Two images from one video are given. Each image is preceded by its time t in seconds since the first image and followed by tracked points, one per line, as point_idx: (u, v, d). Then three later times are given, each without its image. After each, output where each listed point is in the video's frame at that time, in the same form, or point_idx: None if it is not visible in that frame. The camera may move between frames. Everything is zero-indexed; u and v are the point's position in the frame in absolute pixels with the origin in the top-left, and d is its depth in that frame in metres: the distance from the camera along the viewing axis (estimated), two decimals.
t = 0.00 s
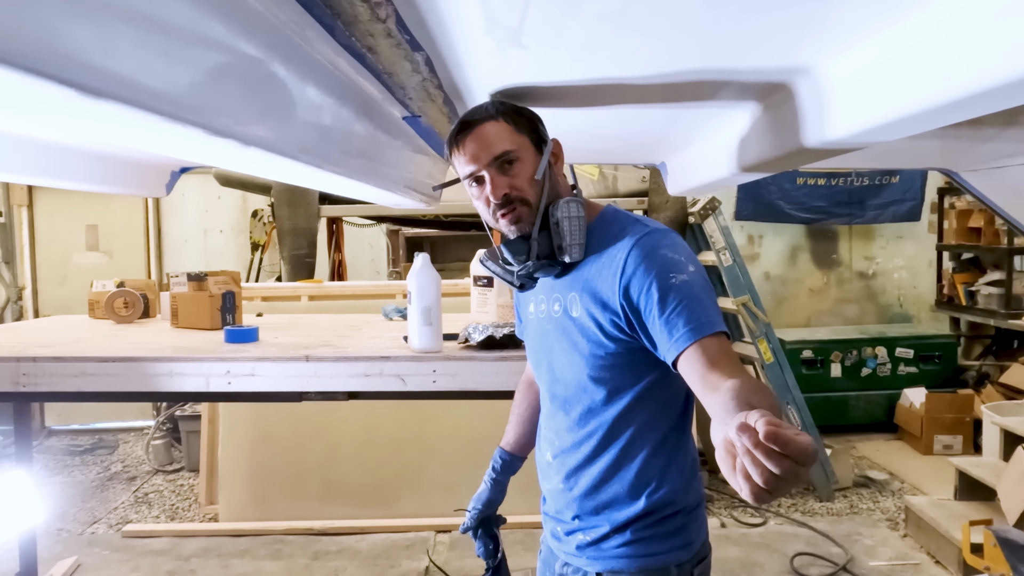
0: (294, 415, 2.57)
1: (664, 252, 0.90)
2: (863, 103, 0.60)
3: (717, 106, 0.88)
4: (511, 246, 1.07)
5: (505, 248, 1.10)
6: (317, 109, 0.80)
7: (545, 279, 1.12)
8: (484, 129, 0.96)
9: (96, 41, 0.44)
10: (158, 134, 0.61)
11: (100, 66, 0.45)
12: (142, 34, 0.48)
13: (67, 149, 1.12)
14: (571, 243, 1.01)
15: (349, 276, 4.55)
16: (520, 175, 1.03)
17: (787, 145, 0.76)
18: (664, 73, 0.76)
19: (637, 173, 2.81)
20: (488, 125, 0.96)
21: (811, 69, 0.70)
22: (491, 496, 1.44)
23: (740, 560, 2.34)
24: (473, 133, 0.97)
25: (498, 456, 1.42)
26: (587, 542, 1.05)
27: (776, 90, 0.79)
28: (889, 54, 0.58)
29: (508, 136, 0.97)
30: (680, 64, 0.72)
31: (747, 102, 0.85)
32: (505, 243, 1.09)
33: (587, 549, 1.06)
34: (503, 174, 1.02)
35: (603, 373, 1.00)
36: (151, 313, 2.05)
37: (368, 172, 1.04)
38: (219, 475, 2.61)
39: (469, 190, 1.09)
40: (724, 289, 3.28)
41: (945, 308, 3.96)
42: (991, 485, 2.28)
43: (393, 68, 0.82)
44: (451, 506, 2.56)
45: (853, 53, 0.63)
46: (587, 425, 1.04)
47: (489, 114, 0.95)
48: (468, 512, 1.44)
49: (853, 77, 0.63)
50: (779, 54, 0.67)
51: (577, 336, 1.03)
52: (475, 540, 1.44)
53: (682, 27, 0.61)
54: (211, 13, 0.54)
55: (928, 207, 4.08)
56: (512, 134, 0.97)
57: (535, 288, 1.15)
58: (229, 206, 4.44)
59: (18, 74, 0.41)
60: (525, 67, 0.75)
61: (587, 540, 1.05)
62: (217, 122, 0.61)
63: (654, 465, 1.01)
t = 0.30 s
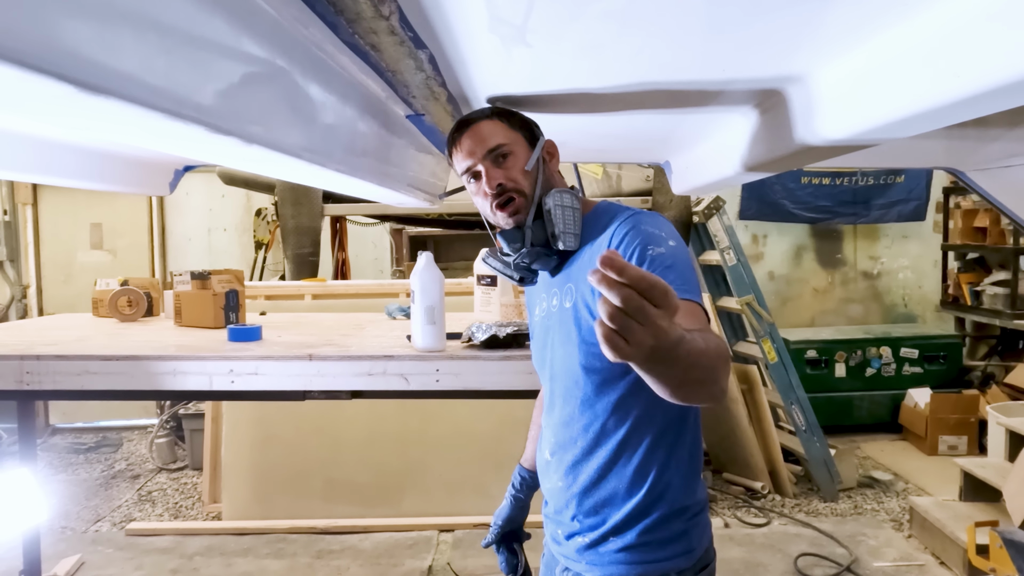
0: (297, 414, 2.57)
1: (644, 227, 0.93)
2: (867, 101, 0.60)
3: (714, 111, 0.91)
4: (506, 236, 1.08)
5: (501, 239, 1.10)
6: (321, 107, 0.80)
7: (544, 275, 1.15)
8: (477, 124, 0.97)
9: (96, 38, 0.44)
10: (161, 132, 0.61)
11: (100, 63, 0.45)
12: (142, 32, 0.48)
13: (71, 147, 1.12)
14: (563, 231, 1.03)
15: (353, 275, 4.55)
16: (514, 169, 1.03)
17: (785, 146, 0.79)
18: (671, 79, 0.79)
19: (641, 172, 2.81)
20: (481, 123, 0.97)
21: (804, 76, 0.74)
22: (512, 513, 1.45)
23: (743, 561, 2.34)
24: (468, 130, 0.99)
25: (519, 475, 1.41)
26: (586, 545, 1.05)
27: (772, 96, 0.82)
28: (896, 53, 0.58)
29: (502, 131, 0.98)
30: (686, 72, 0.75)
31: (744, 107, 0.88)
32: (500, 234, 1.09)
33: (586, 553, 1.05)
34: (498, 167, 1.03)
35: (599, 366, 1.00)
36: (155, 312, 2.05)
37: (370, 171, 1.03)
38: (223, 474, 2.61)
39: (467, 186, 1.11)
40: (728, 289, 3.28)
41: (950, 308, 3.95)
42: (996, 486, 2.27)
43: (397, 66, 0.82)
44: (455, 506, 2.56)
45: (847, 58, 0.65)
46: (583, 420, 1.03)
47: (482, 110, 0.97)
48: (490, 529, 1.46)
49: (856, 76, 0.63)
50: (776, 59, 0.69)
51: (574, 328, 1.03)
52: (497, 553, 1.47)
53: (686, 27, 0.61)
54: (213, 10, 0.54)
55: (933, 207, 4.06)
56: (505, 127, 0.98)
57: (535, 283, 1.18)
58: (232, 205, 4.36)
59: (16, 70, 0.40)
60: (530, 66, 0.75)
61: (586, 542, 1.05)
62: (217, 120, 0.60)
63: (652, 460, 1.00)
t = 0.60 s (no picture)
0: (299, 412, 2.57)
1: (634, 205, 0.97)
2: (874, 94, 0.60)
3: (713, 109, 0.92)
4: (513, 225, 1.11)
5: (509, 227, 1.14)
6: (322, 103, 0.80)
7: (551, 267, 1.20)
8: (486, 119, 0.97)
9: (91, 31, 0.44)
10: (158, 128, 0.60)
11: (97, 56, 0.45)
12: (139, 26, 0.48)
13: (71, 143, 1.12)
14: (570, 220, 1.04)
15: (355, 272, 4.55)
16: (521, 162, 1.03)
17: (784, 143, 0.80)
18: (674, 78, 0.79)
19: (643, 169, 2.80)
20: (491, 118, 0.96)
21: (801, 75, 0.74)
22: (524, 521, 1.45)
23: (745, 559, 2.33)
24: (476, 125, 0.98)
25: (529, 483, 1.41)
26: (588, 541, 1.05)
27: (771, 94, 0.82)
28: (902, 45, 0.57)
29: (511, 125, 0.98)
30: (688, 71, 0.76)
31: (743, 106, 0.88)
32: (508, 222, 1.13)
33: (587, 550, 1.05)
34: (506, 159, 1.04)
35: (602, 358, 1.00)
36: (156, 309, 2.05)
37: (372, 167, 1.03)
38: (224, 471, 2.61)
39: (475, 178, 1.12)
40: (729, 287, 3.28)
41: (953, 306, 3.95)
42: (999, 485, 2.27)
43: (397, 62, 0.81)
44: (457, 503, 2.57)
45: (843, 59, 0.66)
46: (584, 412, 1.03)
47: (491, 106, 0.96)
48: (504, 536, 1.46)
49: (857, 73, 0.63)
50: (773, 60, 0.69)
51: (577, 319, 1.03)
52: (511, 559, 1.48)
53: (688, 23, 0.61)
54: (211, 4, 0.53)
55: (936, 205, 4.06)
56: (514, 122, 0.98)
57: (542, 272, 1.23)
58: (235, 202, 4.41)
59: (12, 64, 0.40)
60: (531, 62, 0.75)
61: (587, 538, 1.05)
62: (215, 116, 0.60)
63: (654, 453, 1.00)
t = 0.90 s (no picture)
0: (300, 408, 2.57)
1: (635, 204, 0.96)
2: (876, 91, 0.60)
3: (715, 105, 0.92)
4: (513, 218, 1.10)
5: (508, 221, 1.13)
6: (321, 98, 0.79)
7: (550, 262, 1.18)
8: (489, 109, 0.97)
9: (92, 26, 0.44)
10: (158, 123, 0.60)
11: (95, 50, 0.44)
12: (137, 20, 0.47)
13: (71, 140, 1.12)
14: (570, 215, 1.03)
15: (357, 269, 4.55)
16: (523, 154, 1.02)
17: (788, 139, 0.79)
18: (676, 74, 0.79)
19: (645, 165, 2.80)
20: (494, 109, 0.97)
21: (802, 71, 0.74)
22: (516, 514, 1.45)
23: (746, 556, 2.33)
24: (480, 115, 0.99)
25: (525, 475, 1.41)
26: (586, 538, 1.05)
27: (772, 90, 0.82)
28: (906, 39, 0.57)
29: (514, 116, 0.97)
30: (689, 68, 0.76)
31: (745, 101, 0.88)
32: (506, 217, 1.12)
33: (585, 548, 1.05)
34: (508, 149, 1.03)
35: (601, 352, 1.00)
36: (158, 306, 2.05)
37: (372, 164, 1.03)
38: (226, 468, 2.62)
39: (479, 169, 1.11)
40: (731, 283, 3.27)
41: (955, 303, 3.94)
42: (1001, 481, 2.27)
43: (398, 57, 0.81)
44: (458, 500, 2.57)
45: (843, 56, 0.66)
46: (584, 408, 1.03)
47: (494, 97, 0.97)
48: (493, 529, 1.45)
49: (858, 69, 0.63)
50: (773, 56, 0.70)
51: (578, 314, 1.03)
52: (499, 554, 1.47)
53: (691, 18, 0.61)
54: None
55: (938, 201, 4.05)
56: (517, 113, 0.97)
57: (545, 271, 1.23)
58: (235, 199, 4.39)
59: (11, 60, 0.40)
60: (531, 58, 0.75)
61: (585, 536, 1.05)
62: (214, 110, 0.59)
63: (652, 450, 1.00)
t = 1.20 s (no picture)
0: (303, 404, 2.57)
1: (647, 200, 0.93)
2: (881, 82, 0.59)
3: (718, 98, 0.91)
4: (513, 212, 1.10)
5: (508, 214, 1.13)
6: (322, 92, 0.79)
7: (552, 258, 1.17)
8: (490, 103, 0.97)
9: (91, 16, 0.43)
10: (157, 115, 0.60)
11: (92, 40, 0.44)
12: (136, 11, 0.47)
13: (72, 134, 1.13)
14: (571, 209, 1.03)
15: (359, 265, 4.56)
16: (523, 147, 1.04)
17: (792, 132, 0.79)
18: (679, 66, 0.78)
19: (647, 160, 2.79)
20: (494, 104, 0.97)
21: (808, 61, 0.73)
22: (521, 511, 1.45)
23: (748, 551, 2.33)
24: (479, 109, 0.99)
25: (528, 472, 1.41)
26: (590, 533, 1.04)
27: (777, 82, 0.82)
28: (914, 28, 0.56)
29: (513, 110, 0.98)
30: (692, 59, 0.75)
31: (749, 94, 0.88)
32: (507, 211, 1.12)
33: (589, 544, 1.05)
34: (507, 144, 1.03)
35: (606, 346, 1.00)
36: (160, 301, 2.05)
37: (373, 158, 1.02)
38: (228, 464, 2.62)
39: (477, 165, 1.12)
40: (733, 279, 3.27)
41: (958, 298, 3.94)
42: (1004, 476, 2.27)
43: (399, 50, 0.80)
44: (461, 495, 2.57)
45: (849, 46, 0.65)
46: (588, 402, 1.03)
47: (494, 91, 0.96)
48: (500, 526, 1.46)
49: (863, 59, 0.63)
50: (777, 47, 0.69)
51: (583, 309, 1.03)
52: (507, 550, 1.48)
53: (695, 8, 0.60)
54: None
55: (941, 196, 4.04)
56: (517, 107, 0.97)
57: (545, 266, 1.21)
58: (238, 194, 4.41)
59: (8, 49, 0.40)
60: (534, 49, 0.74)
61: (589, 531, 1.05)
62: (214, 102, 0.59)
63: (657, 446, 0.99)
